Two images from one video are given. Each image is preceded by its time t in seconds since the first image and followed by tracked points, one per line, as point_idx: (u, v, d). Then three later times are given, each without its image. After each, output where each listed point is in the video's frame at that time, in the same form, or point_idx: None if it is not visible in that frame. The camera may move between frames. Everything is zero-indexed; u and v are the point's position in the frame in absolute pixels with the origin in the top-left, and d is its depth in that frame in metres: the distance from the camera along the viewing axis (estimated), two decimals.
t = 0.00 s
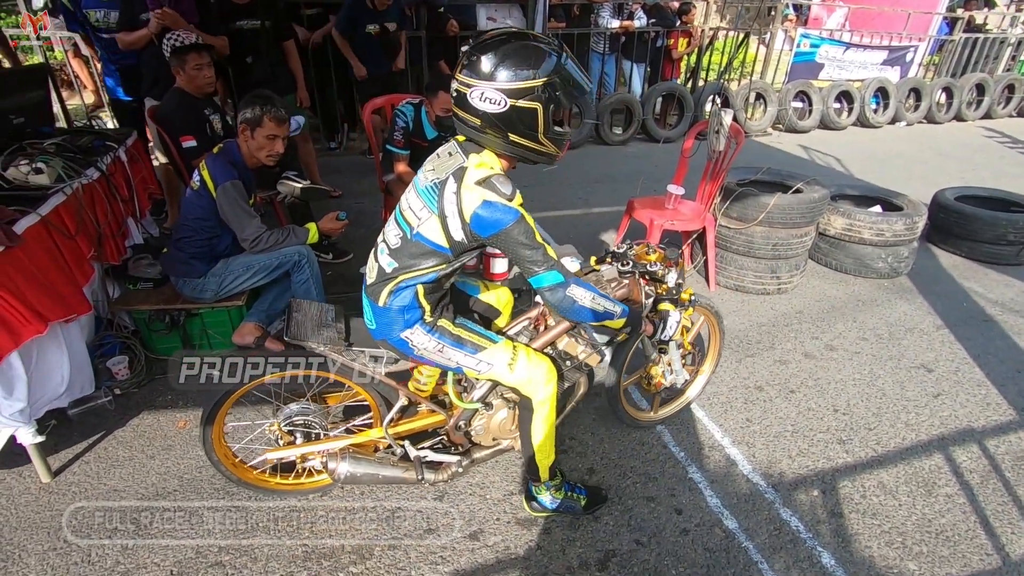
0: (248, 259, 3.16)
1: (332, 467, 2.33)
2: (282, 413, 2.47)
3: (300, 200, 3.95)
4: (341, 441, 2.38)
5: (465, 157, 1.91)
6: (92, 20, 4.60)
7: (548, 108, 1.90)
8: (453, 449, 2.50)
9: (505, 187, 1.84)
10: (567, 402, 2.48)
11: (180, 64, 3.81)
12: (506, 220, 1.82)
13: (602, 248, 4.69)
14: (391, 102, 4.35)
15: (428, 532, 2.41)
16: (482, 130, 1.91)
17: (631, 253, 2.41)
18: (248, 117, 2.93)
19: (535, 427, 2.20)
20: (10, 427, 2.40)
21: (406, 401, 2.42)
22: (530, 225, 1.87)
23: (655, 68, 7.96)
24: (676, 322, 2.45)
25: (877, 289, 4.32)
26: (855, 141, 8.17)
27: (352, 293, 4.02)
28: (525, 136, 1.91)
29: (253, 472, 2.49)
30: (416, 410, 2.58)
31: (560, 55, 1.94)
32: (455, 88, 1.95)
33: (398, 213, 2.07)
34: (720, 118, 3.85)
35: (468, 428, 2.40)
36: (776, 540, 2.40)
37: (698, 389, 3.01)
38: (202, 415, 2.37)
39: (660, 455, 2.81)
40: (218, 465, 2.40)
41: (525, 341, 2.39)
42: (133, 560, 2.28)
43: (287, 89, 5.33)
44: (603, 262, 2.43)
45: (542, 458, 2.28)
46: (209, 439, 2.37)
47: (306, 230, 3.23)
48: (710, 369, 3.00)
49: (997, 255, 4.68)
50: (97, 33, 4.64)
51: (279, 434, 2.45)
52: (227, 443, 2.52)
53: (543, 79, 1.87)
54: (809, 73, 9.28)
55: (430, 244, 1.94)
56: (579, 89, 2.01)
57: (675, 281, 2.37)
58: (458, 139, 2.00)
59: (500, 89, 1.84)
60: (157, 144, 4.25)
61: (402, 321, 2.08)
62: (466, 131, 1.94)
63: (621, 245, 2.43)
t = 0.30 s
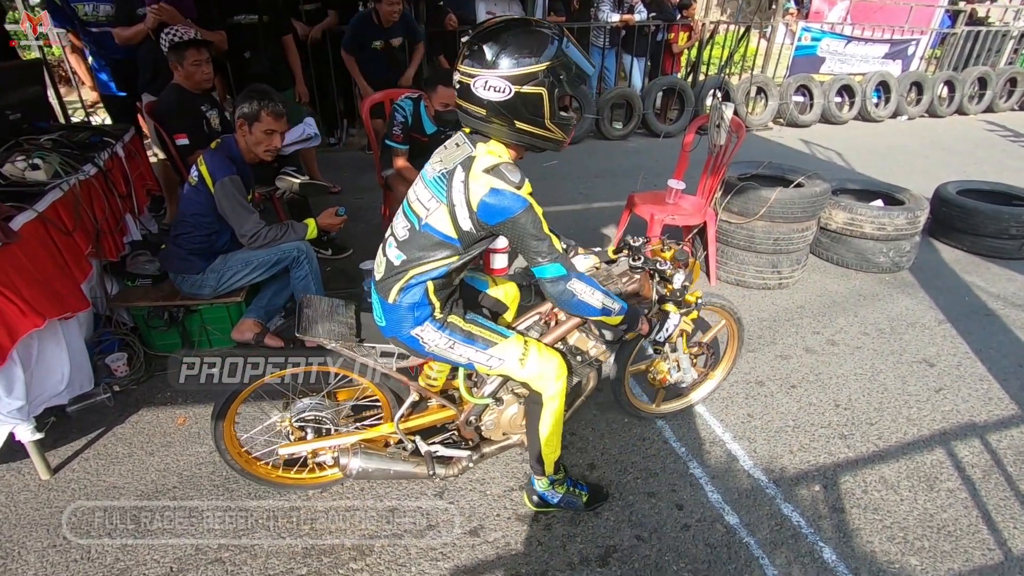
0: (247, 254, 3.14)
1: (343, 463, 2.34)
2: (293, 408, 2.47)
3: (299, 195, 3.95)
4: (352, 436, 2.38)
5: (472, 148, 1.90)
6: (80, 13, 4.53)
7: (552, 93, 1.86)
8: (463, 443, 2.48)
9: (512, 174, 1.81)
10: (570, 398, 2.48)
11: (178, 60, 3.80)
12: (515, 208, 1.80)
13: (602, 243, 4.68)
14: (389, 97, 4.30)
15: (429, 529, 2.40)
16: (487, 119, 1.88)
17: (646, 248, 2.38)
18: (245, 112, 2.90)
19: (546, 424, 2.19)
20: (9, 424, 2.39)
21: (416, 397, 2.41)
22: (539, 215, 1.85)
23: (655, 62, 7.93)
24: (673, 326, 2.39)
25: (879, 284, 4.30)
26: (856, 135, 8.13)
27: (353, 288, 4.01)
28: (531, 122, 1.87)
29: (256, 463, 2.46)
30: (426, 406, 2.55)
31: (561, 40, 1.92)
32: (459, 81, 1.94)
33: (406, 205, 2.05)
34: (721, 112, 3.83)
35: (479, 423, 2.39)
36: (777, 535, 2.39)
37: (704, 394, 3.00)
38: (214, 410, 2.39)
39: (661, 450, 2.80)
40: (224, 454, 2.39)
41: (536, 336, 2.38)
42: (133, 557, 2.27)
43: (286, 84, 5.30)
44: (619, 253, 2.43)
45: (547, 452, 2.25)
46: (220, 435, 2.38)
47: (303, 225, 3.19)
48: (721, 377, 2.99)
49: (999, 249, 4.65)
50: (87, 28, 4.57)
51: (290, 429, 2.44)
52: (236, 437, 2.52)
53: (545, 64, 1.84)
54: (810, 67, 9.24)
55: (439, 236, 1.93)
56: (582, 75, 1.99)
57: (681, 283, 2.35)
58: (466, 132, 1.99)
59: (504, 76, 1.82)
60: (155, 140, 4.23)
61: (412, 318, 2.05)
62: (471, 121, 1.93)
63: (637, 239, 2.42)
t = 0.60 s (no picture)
0: (244, 253, 3.14)
1: (343, 463, 2.35)
2: (292, 408, 2.48)
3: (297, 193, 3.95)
4: (351, 435, 2.38)
5: (472, 147, 1.91)
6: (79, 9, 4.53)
7: (567, 100, 1.89)
8: (462, 442, 2.50)
9: (511, 175, 1.80)
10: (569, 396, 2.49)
11: (172, 59, 3.79)
12: (512, 209, 1.80)
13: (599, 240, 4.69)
14: (388, 94, 4.29)
15: (429, 526, 2.41)
16: (499, 117, 1.87)
17: (650, 249, 2.34)
18: (244, 110, 2.89)
19: (544, 422, 2.19)
20: (8, 423, 2.39)
21: (416, 396, 2.41)
22: (535, 217, 1.85)
23: (654, 59, 7.92)
24: (662, 331, 2.45)
25: (876, 281, 4.31)
26: (854, 132, 8.14)
27: (351, 286, 4.01)
28: (542, 125, 1.88)
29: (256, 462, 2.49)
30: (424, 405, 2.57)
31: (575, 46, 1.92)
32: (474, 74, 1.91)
33: (406, 204, 2.06)
34: (719, 109, 3.82)
35: (478, 422, 2.40)
36: (774, 532, 2.40)
37: (704, 396, 3.00)
38: (213, 409, 2.35)
39: (660, 447, 2.81)
40: (224, 452, 2.40)
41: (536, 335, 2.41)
42: (133, 555, 2.27)
43: (284, 81, 5.28)
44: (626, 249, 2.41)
45: (547, 450, 2.26)
46: (219, 433, 2.37)
47: (301, 223, 3.19)
48: (722, 381, 2.98)
49: (996, 246, 4.67)
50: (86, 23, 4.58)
51: (289, 429, 2.45)
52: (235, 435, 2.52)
53: (562, 70, 1.86)
54: (808, 63, 9.24)
55: (437, 234, 1.93)
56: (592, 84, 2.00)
57: (675, 288, 2.35)
58: (469, 131, 1.99)
59: (522, 76, 1.81)
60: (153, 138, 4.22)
61: (412, 317, 2.05)
62: (482, 117, 1.90)
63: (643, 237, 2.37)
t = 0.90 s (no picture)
0: (246, 256, 3.14)
1: (335, 472, 2.34)
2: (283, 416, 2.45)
3: (299, 196, 3.97)
4: (343, 445, 2.37)
5: (474, 153, 1.94)
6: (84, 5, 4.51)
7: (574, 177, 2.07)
8: (456, 451, 2.49)
9: (520, 179, 1.89)
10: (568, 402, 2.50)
11: (176, 61, 3.79)
12: (522, 210, 1.86)
13: (599, 244, 4.71)
14: (389, 98, 4.31)
15: (427, 530, 2.42)
16: (548, 135, 1.90)
17: (647, 258, 2.37)
18: (248, 114, 2.91)
19: (542, 429, 2.20)
20: (9, 425, 2.39)
21: (410, 405, 2.39)
22: (540, 220, 1.90)
23: (654, 64, 7.95)
24: (664, 343, 2.46)
25: (875, 287, 4.33)
26: (854, 138, 8.16)
27: (351, 289, 4.02)
28: (559, 171, 1.98)
29: (251, 468, 2.49)
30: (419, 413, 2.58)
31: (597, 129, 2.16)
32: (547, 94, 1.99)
33: (403, 207, 2.03)
34: (719, 116, 3.86)
35: (472, 430, 2.41)
36: (773, 538, 2.41)
37: (700, 398, 3.01)
38: (206, 413, 2.30)
39: (659, 452, 2.82)
40: (218, 463, 2.38)
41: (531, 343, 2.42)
42: (133, 557, 2.28)
43: (286, 85, 5.30)
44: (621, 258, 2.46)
45: (546, 457, 2.27)
46: (210, 438, 2.33)
47: (303, 226, 3.21)
48: (718, 383, 3.01)
49: (994, 253, 4.69)
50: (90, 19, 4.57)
51: (281, 438, 2.45)
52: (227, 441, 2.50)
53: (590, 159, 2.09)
54: (808, 70, 9.27)
55: (443, 235, 1.91)
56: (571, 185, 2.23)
57: (675, 299, 2.35)
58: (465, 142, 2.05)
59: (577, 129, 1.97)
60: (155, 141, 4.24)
61: (414, 322, 2.05)
62: (535, 121, 1.90)
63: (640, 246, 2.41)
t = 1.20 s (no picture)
0: (245, 260, 3.14)
1: (333, 486, 2.33)
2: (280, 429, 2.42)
3: (299, 200, 3.98)
4: (340, 458, 2.37)
5: (501, 176, 2.09)
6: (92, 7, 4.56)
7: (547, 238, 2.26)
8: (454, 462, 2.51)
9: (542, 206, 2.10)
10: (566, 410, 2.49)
11: (181, 64, 3.78)
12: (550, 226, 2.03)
13: (599, 252, 4.71)
14: (391, 104, 4.33)
15: (423, 537, 2.40)
16: (551, 185, 2.14)
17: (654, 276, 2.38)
18: (249, 118, 2.91)
19: (549, 437, 2.18)
20: (3, 427, 2.39)
21: (408, 420, 2.38)
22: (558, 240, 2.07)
23: (655, 73, 7.99)
24: (668, 365, 2.47)
25: (874, 297, 4.33)
26: (854, 149, 8.18)
27: (350, 294, 4.02)
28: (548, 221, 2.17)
29: (248, 476, 2.46)
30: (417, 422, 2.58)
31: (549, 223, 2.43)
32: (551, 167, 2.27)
33: (430, 213, 2.06)
34: (719, 124, 3.82)
35: (471, 443, 2.41)
36: (771, 549, 2.40)
37: (700, 410, 3.00)
38: (205, 419, 2.23)
39: (657, 461, 2.81)
40: (213, 472, 2.35)
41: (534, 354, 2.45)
42: (126, 563, 2.26)
43: (288, 90, 5.32)
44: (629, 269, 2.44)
45: (549, 465, 2.25)
46: (206, 445, 2.27)
47: (303, 231, 3.18)
48: (719, 396, 2.99)
49: (993, 265, 4.69)
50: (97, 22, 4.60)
51: (277, 450, 2.43)
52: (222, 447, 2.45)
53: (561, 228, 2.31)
54: (809, 80, 9.31)
55: (479, 238, 1.99)
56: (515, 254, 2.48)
57: (680, 322, 2.34)
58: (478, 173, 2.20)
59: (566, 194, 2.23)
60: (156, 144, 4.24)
61: (439, 314, 2.10)
62: (542, 172, 2.16)
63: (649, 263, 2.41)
